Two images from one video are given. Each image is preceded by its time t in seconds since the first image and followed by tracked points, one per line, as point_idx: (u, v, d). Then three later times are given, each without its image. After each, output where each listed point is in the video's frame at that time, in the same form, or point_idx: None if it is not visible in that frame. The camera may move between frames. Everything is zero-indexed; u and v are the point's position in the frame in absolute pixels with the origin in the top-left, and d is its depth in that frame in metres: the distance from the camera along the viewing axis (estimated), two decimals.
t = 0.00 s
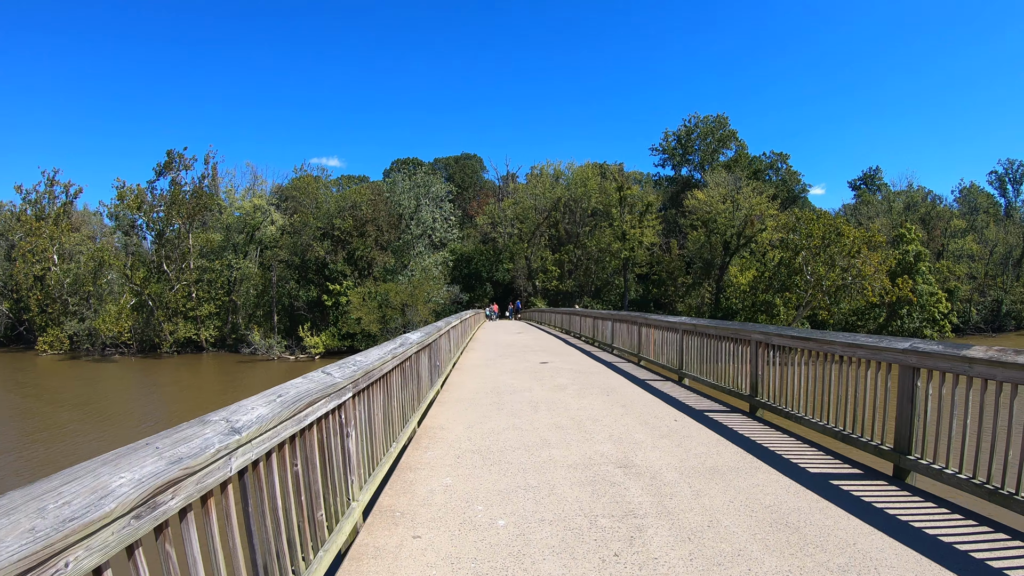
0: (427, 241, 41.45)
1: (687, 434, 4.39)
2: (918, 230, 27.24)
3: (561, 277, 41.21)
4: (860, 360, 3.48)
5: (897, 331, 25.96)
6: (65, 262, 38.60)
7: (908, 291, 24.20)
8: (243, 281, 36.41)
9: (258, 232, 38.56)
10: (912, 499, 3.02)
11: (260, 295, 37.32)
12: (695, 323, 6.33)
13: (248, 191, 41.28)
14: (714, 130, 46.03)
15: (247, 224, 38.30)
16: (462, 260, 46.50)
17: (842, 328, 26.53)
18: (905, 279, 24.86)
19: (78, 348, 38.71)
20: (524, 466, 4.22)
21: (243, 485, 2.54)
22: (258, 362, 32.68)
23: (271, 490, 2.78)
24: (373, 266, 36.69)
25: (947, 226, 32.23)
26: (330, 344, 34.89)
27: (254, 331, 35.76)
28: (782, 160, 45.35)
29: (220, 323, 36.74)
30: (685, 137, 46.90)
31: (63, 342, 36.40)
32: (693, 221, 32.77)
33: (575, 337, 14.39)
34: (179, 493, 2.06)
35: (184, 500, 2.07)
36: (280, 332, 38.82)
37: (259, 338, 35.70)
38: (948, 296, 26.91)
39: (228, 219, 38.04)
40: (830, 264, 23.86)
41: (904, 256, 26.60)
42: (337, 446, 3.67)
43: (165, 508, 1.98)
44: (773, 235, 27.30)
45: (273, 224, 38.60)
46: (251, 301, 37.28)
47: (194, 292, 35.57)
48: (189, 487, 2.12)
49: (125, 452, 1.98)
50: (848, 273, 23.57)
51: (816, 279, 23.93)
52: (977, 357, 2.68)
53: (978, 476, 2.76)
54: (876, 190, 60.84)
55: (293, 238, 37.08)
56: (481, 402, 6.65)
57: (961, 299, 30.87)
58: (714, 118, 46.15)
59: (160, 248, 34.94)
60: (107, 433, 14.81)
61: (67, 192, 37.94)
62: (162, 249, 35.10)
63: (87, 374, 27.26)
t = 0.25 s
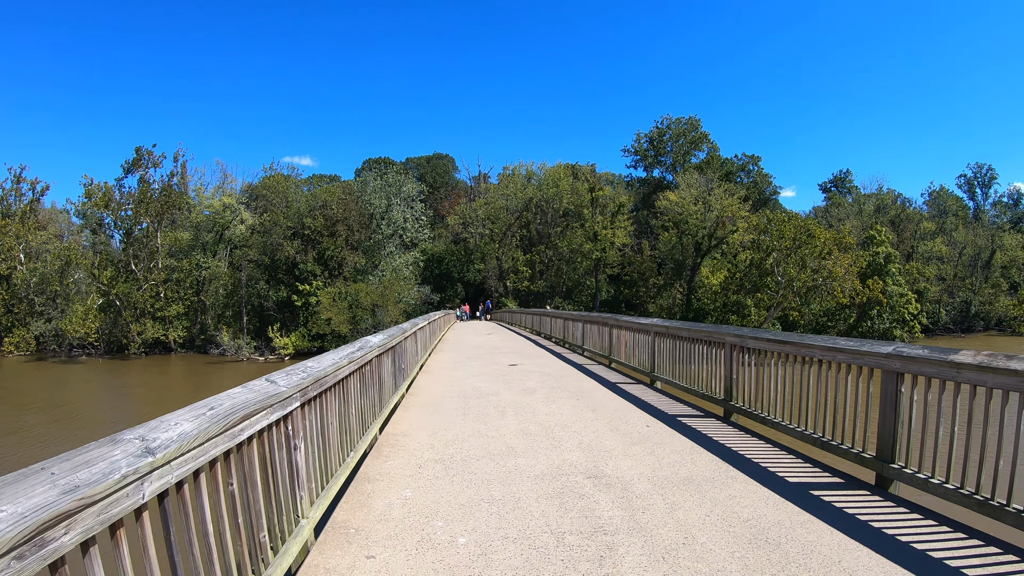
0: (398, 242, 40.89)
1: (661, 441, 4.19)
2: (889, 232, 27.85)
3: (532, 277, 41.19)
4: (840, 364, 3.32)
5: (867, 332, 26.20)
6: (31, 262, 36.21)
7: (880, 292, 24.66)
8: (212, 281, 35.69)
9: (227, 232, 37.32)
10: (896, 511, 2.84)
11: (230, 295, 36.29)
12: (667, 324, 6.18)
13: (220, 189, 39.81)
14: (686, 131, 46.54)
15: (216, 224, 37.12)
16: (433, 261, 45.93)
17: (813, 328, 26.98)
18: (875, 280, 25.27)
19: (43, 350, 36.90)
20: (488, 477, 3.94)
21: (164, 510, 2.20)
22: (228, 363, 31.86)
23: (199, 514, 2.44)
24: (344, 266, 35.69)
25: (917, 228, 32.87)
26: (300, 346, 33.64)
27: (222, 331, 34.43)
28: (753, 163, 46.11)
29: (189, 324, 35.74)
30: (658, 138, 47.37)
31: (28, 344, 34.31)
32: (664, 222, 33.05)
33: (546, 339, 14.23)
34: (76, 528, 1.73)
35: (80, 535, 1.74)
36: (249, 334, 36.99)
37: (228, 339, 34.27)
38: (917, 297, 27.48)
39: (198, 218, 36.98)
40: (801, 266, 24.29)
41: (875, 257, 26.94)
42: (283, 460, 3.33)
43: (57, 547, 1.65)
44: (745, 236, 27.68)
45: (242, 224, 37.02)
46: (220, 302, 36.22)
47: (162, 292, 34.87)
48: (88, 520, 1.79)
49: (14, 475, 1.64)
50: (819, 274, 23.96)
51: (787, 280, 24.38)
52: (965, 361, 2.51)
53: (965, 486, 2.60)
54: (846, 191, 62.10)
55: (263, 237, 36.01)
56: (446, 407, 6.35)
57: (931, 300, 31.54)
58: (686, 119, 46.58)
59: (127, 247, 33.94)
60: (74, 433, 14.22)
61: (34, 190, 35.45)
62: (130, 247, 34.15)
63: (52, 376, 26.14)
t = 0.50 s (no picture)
0: (369, 241, 40.17)
1: (631, 444, 3.96)
2: (858, 234, 28.49)
3: (503, 278, 41.05)
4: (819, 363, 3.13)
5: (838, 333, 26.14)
6: None
7: (849, 293, 25.11)
8: (179, 281, 34.62)
9: (196, 230, 35.58)
10: (880, 519, 2.64)
11: (198, 294, 35.42)
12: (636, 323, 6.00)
13: (190, 185, 37.79)
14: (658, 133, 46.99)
15: (185, 222, 35.31)
16: (403, 261, 45.25)
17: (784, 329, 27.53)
18: (845, 280, 25.81)
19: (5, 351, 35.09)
20: (446, 483, 3.64)
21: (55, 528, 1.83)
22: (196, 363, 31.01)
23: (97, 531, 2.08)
24: (313, 265, 35.27)
25: (887, 230, 33.56)
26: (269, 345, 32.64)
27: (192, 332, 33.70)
28: (724, 165, 46.80)
29: (156, 324, 34.56)
30: (630, 139, 47.65)
31: None
32: (636, 223, 33.24)
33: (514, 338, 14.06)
34: None
35: None
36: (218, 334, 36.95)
37: (196, 339, 33.58)
38: (887, 298, 28.09)
39: (167, 216, 34.86)
40: (771, 267, 24.63)
41: (845, 258, 27.89)
42: (213, 467, 2.96)
43: None
44: (715, 237, 28.03)
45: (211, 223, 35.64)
46: (188, 301, 35.32)
47: (130, 292, 33.41)
48: None
49: None
50: (789, 275, 24.30)
51: (757, 281, 24.62)
52: (953, 358, 2.32)
53: (952, 491, 2.42)
54: (817, 193, 63.48)
55: (232, 236, 35.91)
56: (405, 408, 6.02)
57: (902, 300, 32.18)
58: (658, 120, 46.94)
59: (94, 245, 32.52)
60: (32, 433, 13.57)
61: None
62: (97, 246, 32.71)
63: (16, 376, 25.24)
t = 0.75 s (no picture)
0: (345, 241, 39.52)
1: (607, 456, 3.72)
2: (835, 235, 28.95)
3: (481, 278, 40.77)
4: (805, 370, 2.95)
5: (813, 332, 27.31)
6: None
7: (826, 294, 25.45)
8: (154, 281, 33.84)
9: (172, 229, 34.65)
10: (872, 542, 2.42)
11: (173, 295, 34.81)
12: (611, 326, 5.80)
13: (165, 184, 35.89)
14: (636, 135, 47.23)
15: (160, 220, 34.28)
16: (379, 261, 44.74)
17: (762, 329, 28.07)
18: (822, 282, 26.17)
19: None
20: (406, 502, 3.27)
21: None
22: (168, 364, 30.42)
23: None
24: (289, 266, 35.17)
25: (864, 232, 34.03)
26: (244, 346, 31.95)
27: (167, 333, 33.24)
28: (702, 167, 47.29)
29: (131, 325, 33.55)
30: (608, 140, 47.77)
31: None
32: (614, 224, 33.33)
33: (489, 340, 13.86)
34: None
35: None
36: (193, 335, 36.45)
37: (170, 340, 33.09)
38: (863, 299, 28.60)
39: (141, 215, 33.93)
40: (749, 268, 24.81)
41: (823, 259, 28.29)
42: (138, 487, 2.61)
43: None
44: (693, 239, 28.28)
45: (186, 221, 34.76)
46: (163, 302, 34.67)
47: (104, 292, 32.05)
48: None
49: None
50: (766, 275, 24.52)
51: (734, 283, 24.78)
52: (952, 368, 2.14)
53: (950, 509, 2.23)
54: (794, 194, 64.37)
55: (206, 234, 35.22)
56: (370, 414, 5.70)
57: (878, 301, 32.67)
58: (636, 122, 47.20)
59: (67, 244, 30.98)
60: None
61: None
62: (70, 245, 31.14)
63: None
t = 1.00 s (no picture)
0: (328, 241, 38.99)
1: (591, 469, 3.51)
2: (819, 237, 29.21)
3: (463, 279, 40.40)
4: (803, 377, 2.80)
5: (798, 334, 27.62)
6: None
7: (810, 296, 25.65)
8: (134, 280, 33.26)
9: (152, 228, 34.61)
10: (875, 566, 2.24)
11: (153, 294, 34.04)
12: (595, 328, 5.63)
13: (147, 183, 35.77)
14: (620, 136, 47.31)
15: (141, 219, 34.33)
16: (362, 261, 44.28)
17: (746, 329, 28.44)
18: (806, 284, 26.36)
19: None
20: (372, 520, 3.03)
21: None
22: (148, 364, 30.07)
23: None
24: (272, 266, 34.43)
25: (847, 234, 34.38)
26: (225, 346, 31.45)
27: (147, 333, 32.83)
28: (686, 169, 47.53)
29: (110, 325, 33.25)
30: (592, 142, 47.73)
31: None
32: (598, 225, 33.29)
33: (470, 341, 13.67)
34: None
35: None
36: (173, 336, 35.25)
37: (150, 341, 32.62)
38: (847, 301, 28.88)
39: (122, 214, 34.01)
40: (733, 269, 24.77)
41: (806, 261, 28.64)
42: (67, 512, 2.29)
43: None
44: (676, 240, 28.41)
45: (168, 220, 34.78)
46: (143, 302, 33.96)
47: (84, 292, 31.77)
48: None
49: None
50: (750, 277, 24.53)
51: (718, 284, 24.78)
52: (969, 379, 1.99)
53: (961, 531, 2.08)
54: (778, 197, 64.93)
55: (188, 234, 33.95)
56: (342, 421, 5.44)
57: (862, 304, 32.89)
58: (620, 123, 47.31)
59: (47, 243, 30.52)
60: None
61: None
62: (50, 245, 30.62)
63: None
